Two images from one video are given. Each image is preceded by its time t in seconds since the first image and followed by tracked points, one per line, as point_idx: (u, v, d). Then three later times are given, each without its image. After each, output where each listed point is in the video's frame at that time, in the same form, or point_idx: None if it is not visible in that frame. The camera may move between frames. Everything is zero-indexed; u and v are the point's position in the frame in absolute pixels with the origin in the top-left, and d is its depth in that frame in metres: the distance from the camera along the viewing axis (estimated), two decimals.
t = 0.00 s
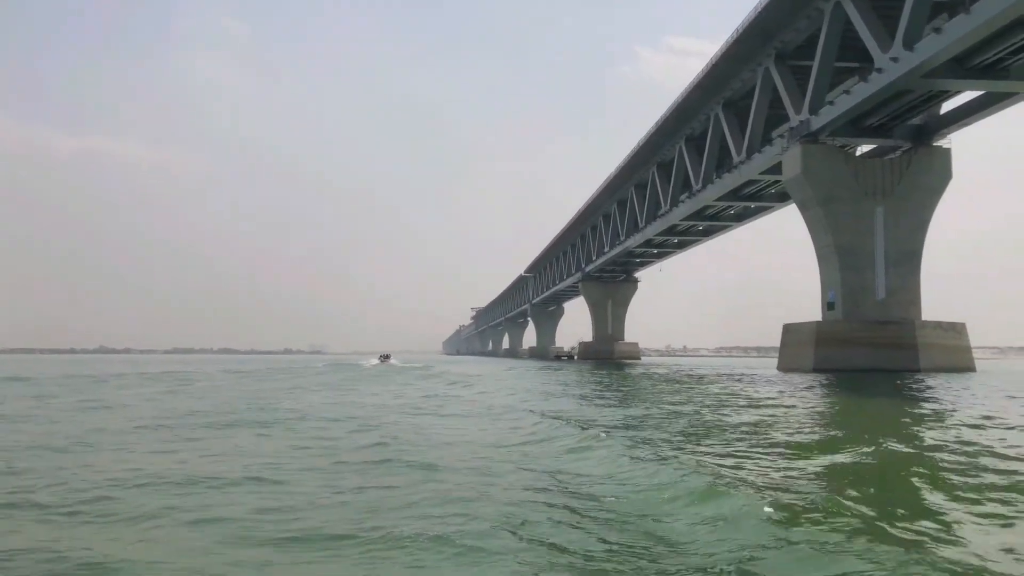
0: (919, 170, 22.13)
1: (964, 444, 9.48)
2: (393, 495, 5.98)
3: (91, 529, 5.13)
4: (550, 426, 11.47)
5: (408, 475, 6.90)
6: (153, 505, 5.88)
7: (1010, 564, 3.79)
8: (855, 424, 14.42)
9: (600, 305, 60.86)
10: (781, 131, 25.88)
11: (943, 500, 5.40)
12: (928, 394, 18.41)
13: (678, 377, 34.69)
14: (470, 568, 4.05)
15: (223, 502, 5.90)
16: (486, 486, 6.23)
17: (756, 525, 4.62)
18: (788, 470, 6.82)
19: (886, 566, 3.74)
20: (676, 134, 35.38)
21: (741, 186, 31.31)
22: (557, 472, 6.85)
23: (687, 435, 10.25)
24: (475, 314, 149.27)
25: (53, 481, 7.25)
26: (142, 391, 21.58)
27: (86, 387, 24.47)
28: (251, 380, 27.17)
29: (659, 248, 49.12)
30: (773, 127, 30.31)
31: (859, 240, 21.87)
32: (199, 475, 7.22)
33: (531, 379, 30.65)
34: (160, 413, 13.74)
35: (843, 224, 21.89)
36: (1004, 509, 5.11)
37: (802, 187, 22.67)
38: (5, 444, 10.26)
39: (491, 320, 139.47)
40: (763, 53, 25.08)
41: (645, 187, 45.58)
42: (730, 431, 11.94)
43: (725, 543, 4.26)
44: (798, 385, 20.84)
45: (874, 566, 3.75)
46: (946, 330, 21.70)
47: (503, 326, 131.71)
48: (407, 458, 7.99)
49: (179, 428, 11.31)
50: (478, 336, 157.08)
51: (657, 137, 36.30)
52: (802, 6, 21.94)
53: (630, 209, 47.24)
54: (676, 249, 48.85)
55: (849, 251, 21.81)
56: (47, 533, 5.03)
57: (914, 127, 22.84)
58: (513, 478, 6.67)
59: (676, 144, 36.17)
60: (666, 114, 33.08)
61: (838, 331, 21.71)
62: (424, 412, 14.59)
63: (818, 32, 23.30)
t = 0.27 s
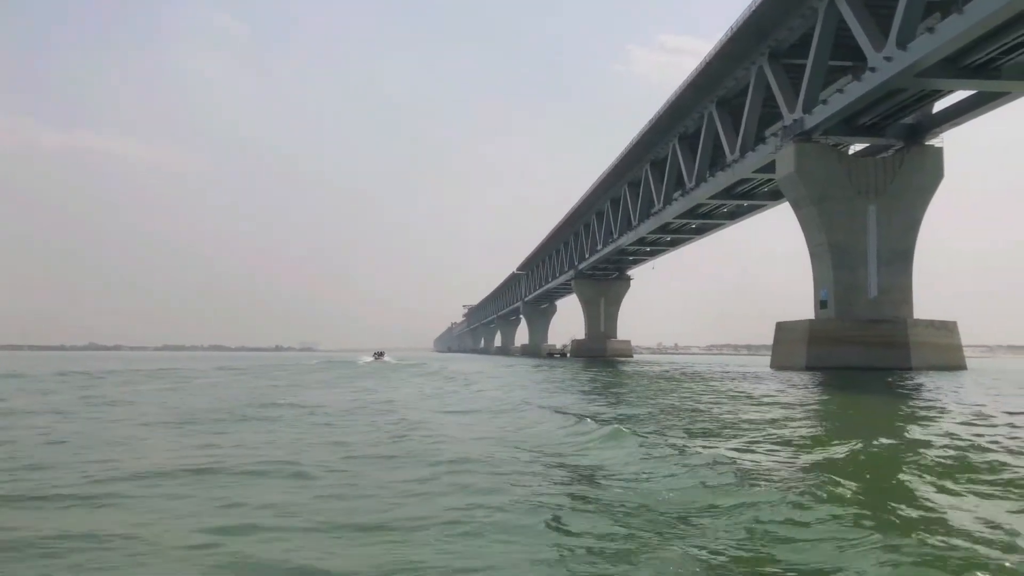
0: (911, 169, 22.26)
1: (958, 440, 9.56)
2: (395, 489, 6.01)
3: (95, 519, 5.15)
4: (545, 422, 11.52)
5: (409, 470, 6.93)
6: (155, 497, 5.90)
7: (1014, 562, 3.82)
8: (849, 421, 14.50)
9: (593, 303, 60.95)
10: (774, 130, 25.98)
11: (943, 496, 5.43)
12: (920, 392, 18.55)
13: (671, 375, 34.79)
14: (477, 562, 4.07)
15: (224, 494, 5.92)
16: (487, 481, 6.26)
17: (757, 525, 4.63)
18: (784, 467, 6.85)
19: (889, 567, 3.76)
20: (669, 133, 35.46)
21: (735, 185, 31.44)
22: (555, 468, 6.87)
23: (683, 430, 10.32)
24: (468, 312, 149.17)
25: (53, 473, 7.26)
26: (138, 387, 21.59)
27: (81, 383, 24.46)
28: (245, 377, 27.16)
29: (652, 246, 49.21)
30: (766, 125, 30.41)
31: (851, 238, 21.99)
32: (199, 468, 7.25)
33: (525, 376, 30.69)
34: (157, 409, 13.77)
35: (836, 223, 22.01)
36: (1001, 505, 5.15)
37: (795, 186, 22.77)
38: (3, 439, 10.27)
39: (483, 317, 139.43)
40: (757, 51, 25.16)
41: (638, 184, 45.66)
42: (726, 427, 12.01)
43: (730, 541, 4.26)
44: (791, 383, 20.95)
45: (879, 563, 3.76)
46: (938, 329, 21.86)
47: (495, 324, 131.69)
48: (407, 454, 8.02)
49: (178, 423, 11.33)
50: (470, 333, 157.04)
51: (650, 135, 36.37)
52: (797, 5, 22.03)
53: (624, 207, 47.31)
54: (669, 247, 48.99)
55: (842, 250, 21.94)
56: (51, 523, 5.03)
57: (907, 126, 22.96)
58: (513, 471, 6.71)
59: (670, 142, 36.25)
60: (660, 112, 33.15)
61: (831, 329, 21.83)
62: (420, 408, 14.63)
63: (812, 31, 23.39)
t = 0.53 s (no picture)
0: (902, 171, 22.44)
1: (951, 439, 9.67)
2: (397, 488, 6.07)
3: (102, 520, 5.18)
4: (542, 421, 11.59)
5: (410, 469, 6.98)
6: (160, 498, 5.94)
7: (1013, 561, 3.89)
8: (842, 421, 14.64)
9: (586, 303, 61.08)
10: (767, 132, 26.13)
11: (937, 497, 5.51)
12: (911, 393, 18.71)
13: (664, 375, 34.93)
14: (485, 563, 4.12)
15: (228, 495, 5.95)
16: (488, 481, 6.32)
17: (759, 526, 4.69)
18: (781, 467, 6.92)
19: (888, 568, 3.81)
20: (662, 134, 35.59)
21: (727, 186, 31.59)
22: (553, 467, 6.92)
23: (678, 430, 10.41)
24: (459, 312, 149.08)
25: (55, 473, 7.28)
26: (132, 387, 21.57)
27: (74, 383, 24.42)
28: (239, 377, 27.16)
29: (645, 247, 49.35)
30: (759, 127, 30.57)
31: (844, 240, 22.15)
32: (201, 468, 7.29)
33: (519, 376, 30.76)
34: (154, 409, 13.78)
35: (828, 225, 22.16)
36: (996, 506, 5.23)
37: (788, 188, 22.92)
38: (1, 439, 10.26)
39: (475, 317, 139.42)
40: (750, 54, 25.31)
41: (631, 185, 45.79)
42: (721, 427, 12.10)
43: (733, 541, 4.32)
44: (784, 383, 21.08)
45: (881, 563, 3.83)
46: (929, 330, 22.04)
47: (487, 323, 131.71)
48: (406, 453, 8.07)
49: (176, 423, 11.35)
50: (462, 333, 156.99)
51: (643, 137, 36.50)
52: (790, 8, 22.17)
53: (616, 208, 47.42)
54: (661, 248, 49.14)
55: (834, 251, 22.10)
56: (56, 523, 5.06)
57: (898, 129, 23.14)
58: (515, 471, 6.77)
59: (662, 143, 36.38)
60: (653, 113, 33.27)
61: (823, 330, 21.98)
62: (416, 408, 14.68)
63: (804, 34, 23.55)
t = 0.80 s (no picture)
0: (897, 173, 22.55)
1: (947, 439, 9.72)
2: (401, 486, 6.11)
3: (107, 519, 5.20)
4: (540, 422, 11.62)
5: (412, 468, 7.02)
6: (164, 496, 5.95)
7: (1014, 560, 3.91)
8: (838, 420, 14.71)
9: (580, 304, 61.16)
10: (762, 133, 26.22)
11: (935, 496, 5.55)
12: (906, 393, 18.80)
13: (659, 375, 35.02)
14: (489, 559, 4.16)
15: (231, 493, 5.97)
16: (490, 479, 6.37)
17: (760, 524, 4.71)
18: (779, 467, 6.96)
19: (890, 563, 3.84)
20: (657, 135, 35.67)
21: (723, 187, 31.66)
22: (553, 466, 6.94)
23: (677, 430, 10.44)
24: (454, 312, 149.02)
25: (57, 472, 7.30)
26: (129, 388, 21.58)
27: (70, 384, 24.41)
28: (235, 378, 27.17)
29: (640, 248, 49.43)
30: (754, 128, 30.66)
31: (839, 241, 22.24)
32: (203, 467, 7.30)
33: (515, 377, 30.79)
34: (153, 410, 13.80)
35: (823, 226, 22.25)
36: (995, 505, 5.26)
37: (783, 189, 23.01)
38: None
39: (470, 318, 139.35)
40: (745, 55, 25.40)
41: (626, 186, 45.87)
42: (718, 428, 12.15)
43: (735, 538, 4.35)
44: (780, 383, 21.16)
45: (883, 560, 3.85)
46: (924, 330, 22.15)
47: (482, 324, 131.67)
48: (407, 453, 8.10)
49: (176, 424, 11.37)
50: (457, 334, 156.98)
51: (638, 138, 36.57)
52: (785, 9, 22.24)
53: (612, 208, 47.49)
54: (656, 249, 49.21)
55: (829, 252, 22.19)
56: (61, 523, 5.06)
57: (892, 130, 23.25)
58: (516, 470, 6.81)
59: (657, 144, 36.45)
60: (648, 114, 33.33)
61: (819, 330, 22.07)
62: (414, 409, 14.70)
63: (800, 35, 23.63)
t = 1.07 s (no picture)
0: (891, 178, 22.71)
1: (947, 442, 9.79)
2: (408, 490, 6.17)
3: (117, 522, 5.22)
4: (541, 426, 11.66)
5: (417, 472, 7.07)
6: (172, 500, 5.98)
7: (1014, 563, 3.97)
8: (836, 424, 14.79)
9: (576, 309, 61.22)
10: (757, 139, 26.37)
11: (935, 498, 5.64)
12: (902, 397, 18.91)
13: (656, 380, 35.11)
14: (501, 558, 4.23)
15: (239, 497, 5.99)
16: (496, 483, 6.42)
17: (763, 528, 4.77)
18: (780, 471, 7.02)
19: (895, 563, 3.92)
20: (652, 141, 35.80)
21: (718, 192, 31.79)
22: (556, 469, 6.99)
23: (678, 434, 10.50)
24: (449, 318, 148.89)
25: (62, 478, 7.31)
26: (126, 395, 21.56)
27: (67, 392, 24.36)
28: (233, 384, 27.17)
29: (635, 253, 49.52)
30: (749, 134, 30.82)
31: (834, 246, 22.38)
32: (208, 472, 7.32)
33: (511, 383, 30.82)
34: (153, 417, 13.80)
35: (818, 231, 22.39)
36: (995, 507, 5.32)
37: (778, 194, 23.15)
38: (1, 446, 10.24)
39: (465, 323, 139.25)
40: (740, 61, 25.55)
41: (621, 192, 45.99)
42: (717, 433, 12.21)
43: (739, 542, 4.40)
44: (776, 387, 21.25)
45: (886, 562, 3.91)
46: (919, 335, 22.28)
47: (477, 330, 131.59)
48: (411, 458, 8.15)
49: (177, 430, 11.39)
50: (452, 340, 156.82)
51: (633, 144, 36.71)
52: (780, 16, 22.39)
53: (607, 214, 47.59)
54: (652, 254, 49.32)
55: (824, 257, 22.32)
56: (73, 527, 5.11)
57: (886, 135, 23.42)
58: (521, 474, 6.87)
59: (653, 150, 36.58)
60: (644, 119, 33.45)
61: (814, 335, 22.18)
62: (414, 415, 14.73)
63: (794, 42, 23.79)
